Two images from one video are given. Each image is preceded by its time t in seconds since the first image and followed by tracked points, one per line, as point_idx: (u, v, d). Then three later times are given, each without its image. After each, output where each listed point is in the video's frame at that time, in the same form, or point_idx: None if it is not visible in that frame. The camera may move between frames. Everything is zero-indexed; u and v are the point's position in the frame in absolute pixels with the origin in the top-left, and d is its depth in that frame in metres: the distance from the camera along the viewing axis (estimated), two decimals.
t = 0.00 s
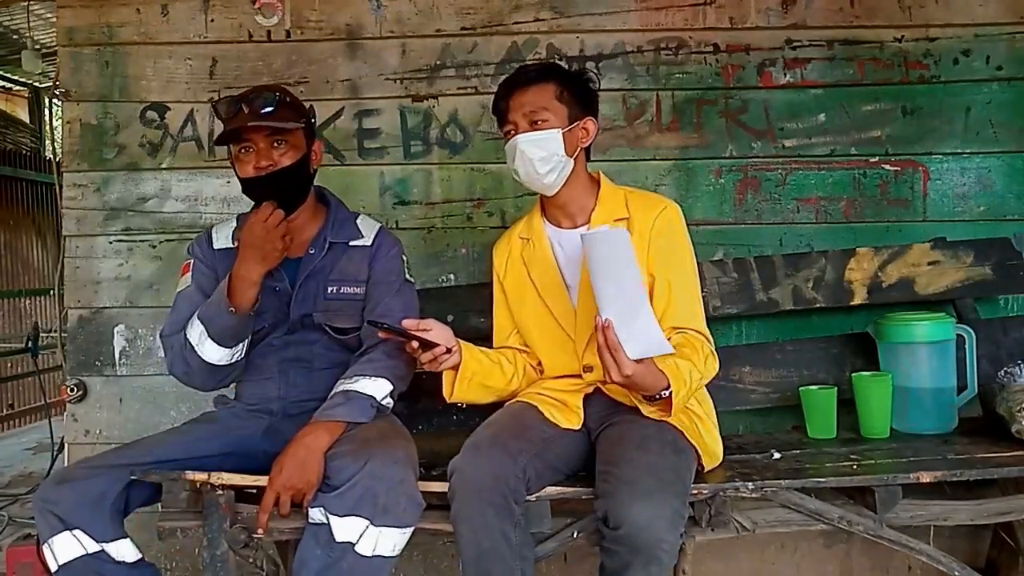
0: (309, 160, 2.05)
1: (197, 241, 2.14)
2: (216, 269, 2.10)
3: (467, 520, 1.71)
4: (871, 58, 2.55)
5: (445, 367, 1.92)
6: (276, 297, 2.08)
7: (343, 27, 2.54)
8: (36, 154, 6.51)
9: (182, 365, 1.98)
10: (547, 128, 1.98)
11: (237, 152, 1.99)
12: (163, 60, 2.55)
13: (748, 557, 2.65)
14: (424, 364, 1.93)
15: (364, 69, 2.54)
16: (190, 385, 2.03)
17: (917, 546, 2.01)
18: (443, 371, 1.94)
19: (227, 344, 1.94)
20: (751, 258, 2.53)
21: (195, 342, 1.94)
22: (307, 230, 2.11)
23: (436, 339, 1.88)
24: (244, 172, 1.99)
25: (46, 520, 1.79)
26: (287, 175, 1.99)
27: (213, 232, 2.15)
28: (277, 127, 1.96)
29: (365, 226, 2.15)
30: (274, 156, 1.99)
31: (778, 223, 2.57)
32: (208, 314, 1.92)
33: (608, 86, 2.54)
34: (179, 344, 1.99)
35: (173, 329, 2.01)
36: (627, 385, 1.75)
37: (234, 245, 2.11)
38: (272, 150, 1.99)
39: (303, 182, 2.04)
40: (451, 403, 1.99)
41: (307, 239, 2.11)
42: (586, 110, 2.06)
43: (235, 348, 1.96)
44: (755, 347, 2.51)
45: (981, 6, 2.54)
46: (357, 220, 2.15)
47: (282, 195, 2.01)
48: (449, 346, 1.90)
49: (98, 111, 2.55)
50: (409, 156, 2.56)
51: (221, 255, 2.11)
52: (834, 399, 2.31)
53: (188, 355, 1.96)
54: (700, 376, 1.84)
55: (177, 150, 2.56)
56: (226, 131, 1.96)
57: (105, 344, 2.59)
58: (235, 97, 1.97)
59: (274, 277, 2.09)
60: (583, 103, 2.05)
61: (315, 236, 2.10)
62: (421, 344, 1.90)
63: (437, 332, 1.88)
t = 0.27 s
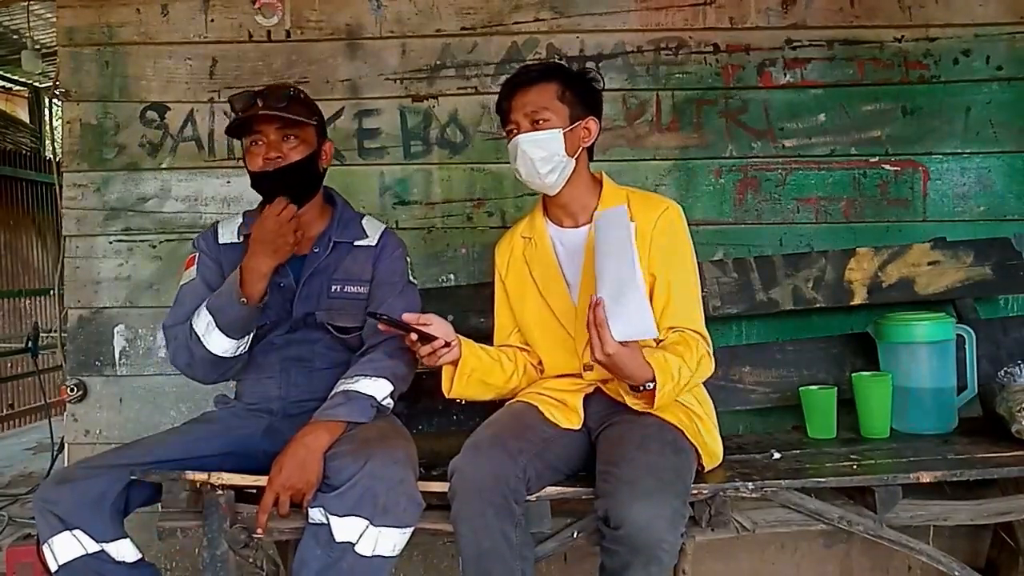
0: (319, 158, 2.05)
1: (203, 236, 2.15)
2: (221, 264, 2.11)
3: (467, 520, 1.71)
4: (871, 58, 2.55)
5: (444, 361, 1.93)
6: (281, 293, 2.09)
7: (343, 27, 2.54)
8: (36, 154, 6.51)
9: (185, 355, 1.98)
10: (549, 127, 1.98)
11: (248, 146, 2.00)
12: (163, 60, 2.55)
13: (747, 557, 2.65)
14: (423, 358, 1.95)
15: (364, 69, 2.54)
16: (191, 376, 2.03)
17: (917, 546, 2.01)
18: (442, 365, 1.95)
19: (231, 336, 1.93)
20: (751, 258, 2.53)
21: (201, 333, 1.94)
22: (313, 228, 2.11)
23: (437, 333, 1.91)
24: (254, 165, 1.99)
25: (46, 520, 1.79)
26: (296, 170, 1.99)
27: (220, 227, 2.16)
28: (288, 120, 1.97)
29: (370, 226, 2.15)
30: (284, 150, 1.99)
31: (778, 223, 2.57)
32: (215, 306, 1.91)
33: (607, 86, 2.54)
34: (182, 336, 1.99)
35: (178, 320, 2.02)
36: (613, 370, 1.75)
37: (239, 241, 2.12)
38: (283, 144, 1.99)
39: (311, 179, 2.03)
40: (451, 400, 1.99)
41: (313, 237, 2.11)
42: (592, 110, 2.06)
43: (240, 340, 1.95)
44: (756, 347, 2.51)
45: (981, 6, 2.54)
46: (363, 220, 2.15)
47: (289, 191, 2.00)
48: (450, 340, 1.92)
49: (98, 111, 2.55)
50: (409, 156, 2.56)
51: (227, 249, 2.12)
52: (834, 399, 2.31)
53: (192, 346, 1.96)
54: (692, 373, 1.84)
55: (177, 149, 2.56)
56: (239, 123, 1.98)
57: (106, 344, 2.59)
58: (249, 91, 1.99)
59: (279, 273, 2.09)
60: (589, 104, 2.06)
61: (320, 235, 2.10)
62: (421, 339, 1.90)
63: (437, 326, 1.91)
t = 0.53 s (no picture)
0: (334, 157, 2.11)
1: (214, 230, 2.18)
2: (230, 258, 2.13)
3: (467, 520, 1.70)
4: (871, 58, 2.55)
5: (443, 358, 1.92)
6: (286, 288, 2.09)
7: (343, 27, 2.54)
8: (36, 154, 6.51)
9: (188, 344, 1.99)
10: (546, 127, 1.97)
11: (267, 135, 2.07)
12: (163, 60, 2.55)
13: (747, 557, 2.65)
14: (421, 353, 1.94)
15: (364, 69, 2.54)
16: (192, 366, 2.04)
17: (917, 546, 2.02)
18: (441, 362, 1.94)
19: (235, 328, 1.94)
20: (751, 258, 2.53)
21: (205, 321, 1.95)
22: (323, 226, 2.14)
23: (437, 329, 1.91)
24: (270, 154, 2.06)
25: (46, 518, 1.79)
26: (311, 162, 2.05)
27: (230, 222, 2.18)
28: (310, 113, 2.05)
29: (378, 228, 2.17)
30: (302, 142, 2.06)
31: (778, 223, 2.57)
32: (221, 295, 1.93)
33: (607, 86, 2.54)
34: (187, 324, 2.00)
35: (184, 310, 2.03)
36: (601, 367, 1.76)
37: (249, 235, 2.14)
38: (300, 136, 2.06)
39: (323, 177, 2.09)
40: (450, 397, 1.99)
41: (322, 235, 2.14)
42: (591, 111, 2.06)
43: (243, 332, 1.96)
44: (756, 347, 2.51)
45: (981, 6, 2.54)
46: (372, 221, 2.18)
47: (300, 182, 2.06)
48: (450, 338, 1.92)
49: (98, 111, 2.55)
50: (409, 156, 2.56)
51: (236, 243, 2.13)
52: (834, 399, 2.30)
53: (195, 335, 1.97)
54: (686, 372, 1.84)
55: (177, 149, 2.56)
56: (260, 112, 2.06)
57: (106, 344, 2.59)
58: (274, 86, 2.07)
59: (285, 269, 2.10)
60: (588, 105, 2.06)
61: (328, 233, 2.13)
62: (419, 333, 1.91)
63: (437, 322, 1.91)
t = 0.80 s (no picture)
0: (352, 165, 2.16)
1: (234, 224, 2.24)
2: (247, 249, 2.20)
3: (468, 517, 1.74)
4: (867, 61, 2.58)
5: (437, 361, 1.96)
6: (297, 280, 2.17)
7: (345, 31, 2.57)
8: (40, 156, 6.55)
9: (198, 326, 2.06)
10: (534, 131, 2.02)
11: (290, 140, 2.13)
12: (168, 63, 2.58)
13: (745, 555, 2.68)
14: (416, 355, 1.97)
15: (366, 72, 2.57)
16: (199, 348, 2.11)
17: (912, 542, 2.06)
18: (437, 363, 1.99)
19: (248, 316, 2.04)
20: (748, 258, 2.56)
21: (217, 305, 2.03)
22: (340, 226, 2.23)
23: (432, 332, 1.93)
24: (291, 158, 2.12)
25: (57, 510, 1.80)
26: (328, 168, 2.10)
27: (251, 217, 2.25)
28: (331, 121, 2.11)
29: (391, 230, 2.24)
30: (322, 148, 2.12)
31: (775, 224, 2.60)
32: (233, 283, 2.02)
33: (606, 89, 2.57)
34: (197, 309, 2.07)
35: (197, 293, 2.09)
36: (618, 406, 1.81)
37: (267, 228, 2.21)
38: (320, 142, 2.12)
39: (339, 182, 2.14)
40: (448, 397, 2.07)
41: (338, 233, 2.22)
42: (583, 114, 2.10)
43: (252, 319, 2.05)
44: (753, 346, 2.54)
45: (975, 10, 2.57)
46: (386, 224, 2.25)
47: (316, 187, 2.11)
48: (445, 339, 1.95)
49: (103, 113, 2.58)
50: (410, 158, 2.59)
51: (254, 236, 2.20)
52: (830, 398, 2.33)
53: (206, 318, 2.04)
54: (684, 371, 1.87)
55: (181, 151, 2.59)
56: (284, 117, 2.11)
57: (111, 344, 2.62)
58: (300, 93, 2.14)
59: (300, 262, 2.17)
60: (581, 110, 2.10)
61: (343, 232, 2.21)
62: (414, 337, 1.93)
63: (432, 325, 1.92)
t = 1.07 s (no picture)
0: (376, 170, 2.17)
1: (250, 216, 2.25)
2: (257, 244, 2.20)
3: (467, 518, 1.71)
4: (871, 58, 2.55)
5: (435, 365, 1.92)
6: (309, 276, 2.13)
7: (343, 27, 2.54)
8: (36, 154, 6.51)
9: (196, 323, 2.04)
10: (527, 132, 2.00)
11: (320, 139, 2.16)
12: (163, 60, 2.55)
13: (747, 557, 2.65)
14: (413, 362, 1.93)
15: (365, 69, 2.54)
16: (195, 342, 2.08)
17: (917, 546, 2.02)
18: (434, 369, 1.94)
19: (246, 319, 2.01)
20: (751, 258, 2.53)
21: (217, 306, 2.00)
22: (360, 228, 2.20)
23: (429, 338, 1.90)
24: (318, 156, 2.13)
25: (69, 446, 1.75)
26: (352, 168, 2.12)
27: (268, 212, 2.25)
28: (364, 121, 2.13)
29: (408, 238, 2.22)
30: (350, 146, 2.12)
31: (778, 223, 2.57)
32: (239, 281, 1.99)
33: (608, 87, 2.54)
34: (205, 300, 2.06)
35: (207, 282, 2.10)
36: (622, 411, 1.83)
37: (283, 223, 2.21)
38: (349, 140, 2.13)
39: (360, 181, 2.13)
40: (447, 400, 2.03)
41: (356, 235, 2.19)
42: (578, 112, 2.06)
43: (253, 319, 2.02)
44: (756, 347, 2.51)
45: (980, 6, 2.54)
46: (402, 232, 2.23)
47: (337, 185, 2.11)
48: (443, 345, 1.91)
49: (98, 111, 2.55)
50: (409, 156, 2.56)
51: (268, 230, 2.20)
52: (834, 398, 2.30)
53: (205, 315, 2.02)
54: (688, 372, 1.85)
55: (177, 150, 2.56)
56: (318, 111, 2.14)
57: (105, 344, 2.59)
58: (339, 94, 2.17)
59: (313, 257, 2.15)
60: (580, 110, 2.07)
61: (359, 234, 2.18)
62: (410, 343, 1.89)
63: (428, 331, 1.89)
